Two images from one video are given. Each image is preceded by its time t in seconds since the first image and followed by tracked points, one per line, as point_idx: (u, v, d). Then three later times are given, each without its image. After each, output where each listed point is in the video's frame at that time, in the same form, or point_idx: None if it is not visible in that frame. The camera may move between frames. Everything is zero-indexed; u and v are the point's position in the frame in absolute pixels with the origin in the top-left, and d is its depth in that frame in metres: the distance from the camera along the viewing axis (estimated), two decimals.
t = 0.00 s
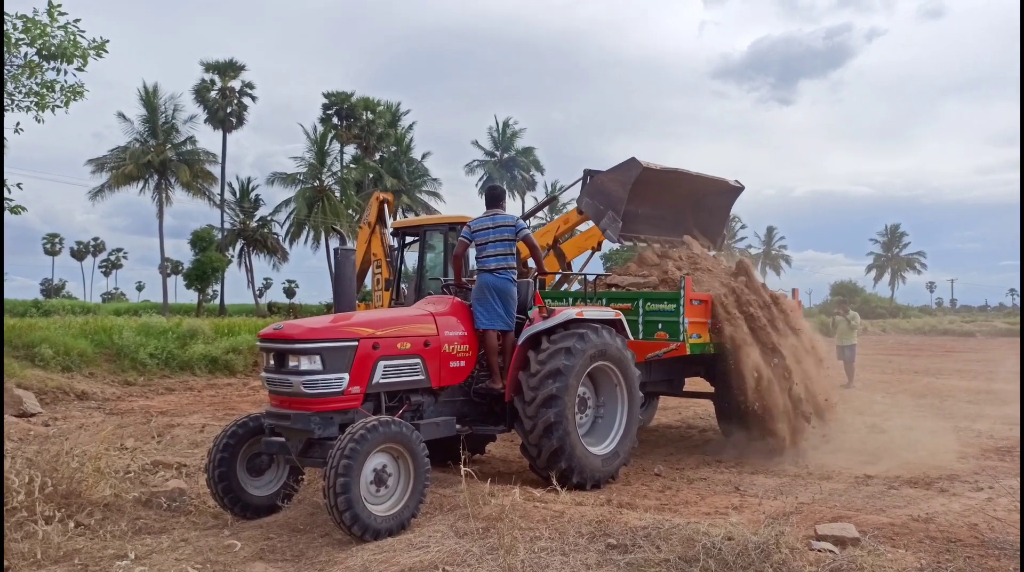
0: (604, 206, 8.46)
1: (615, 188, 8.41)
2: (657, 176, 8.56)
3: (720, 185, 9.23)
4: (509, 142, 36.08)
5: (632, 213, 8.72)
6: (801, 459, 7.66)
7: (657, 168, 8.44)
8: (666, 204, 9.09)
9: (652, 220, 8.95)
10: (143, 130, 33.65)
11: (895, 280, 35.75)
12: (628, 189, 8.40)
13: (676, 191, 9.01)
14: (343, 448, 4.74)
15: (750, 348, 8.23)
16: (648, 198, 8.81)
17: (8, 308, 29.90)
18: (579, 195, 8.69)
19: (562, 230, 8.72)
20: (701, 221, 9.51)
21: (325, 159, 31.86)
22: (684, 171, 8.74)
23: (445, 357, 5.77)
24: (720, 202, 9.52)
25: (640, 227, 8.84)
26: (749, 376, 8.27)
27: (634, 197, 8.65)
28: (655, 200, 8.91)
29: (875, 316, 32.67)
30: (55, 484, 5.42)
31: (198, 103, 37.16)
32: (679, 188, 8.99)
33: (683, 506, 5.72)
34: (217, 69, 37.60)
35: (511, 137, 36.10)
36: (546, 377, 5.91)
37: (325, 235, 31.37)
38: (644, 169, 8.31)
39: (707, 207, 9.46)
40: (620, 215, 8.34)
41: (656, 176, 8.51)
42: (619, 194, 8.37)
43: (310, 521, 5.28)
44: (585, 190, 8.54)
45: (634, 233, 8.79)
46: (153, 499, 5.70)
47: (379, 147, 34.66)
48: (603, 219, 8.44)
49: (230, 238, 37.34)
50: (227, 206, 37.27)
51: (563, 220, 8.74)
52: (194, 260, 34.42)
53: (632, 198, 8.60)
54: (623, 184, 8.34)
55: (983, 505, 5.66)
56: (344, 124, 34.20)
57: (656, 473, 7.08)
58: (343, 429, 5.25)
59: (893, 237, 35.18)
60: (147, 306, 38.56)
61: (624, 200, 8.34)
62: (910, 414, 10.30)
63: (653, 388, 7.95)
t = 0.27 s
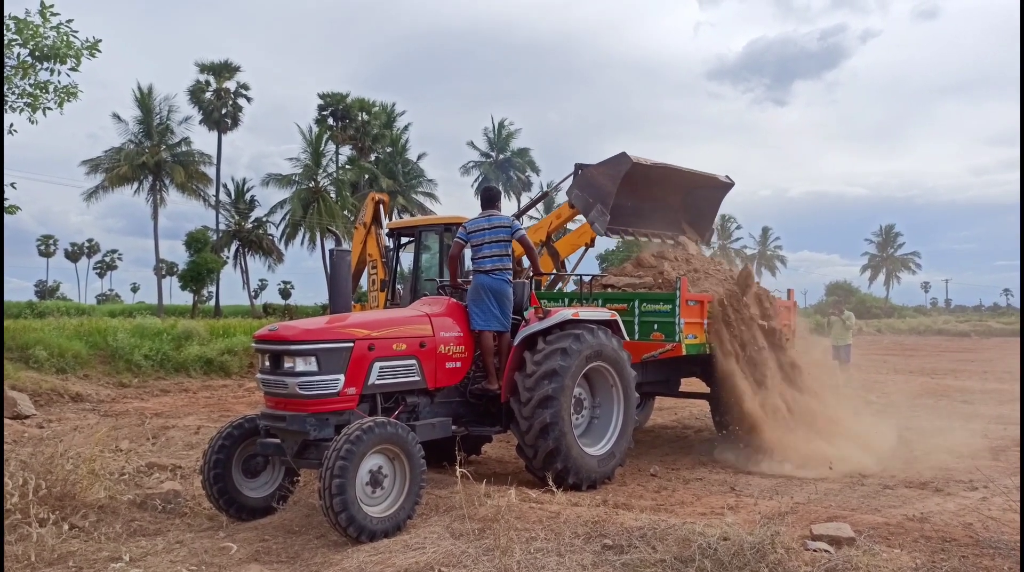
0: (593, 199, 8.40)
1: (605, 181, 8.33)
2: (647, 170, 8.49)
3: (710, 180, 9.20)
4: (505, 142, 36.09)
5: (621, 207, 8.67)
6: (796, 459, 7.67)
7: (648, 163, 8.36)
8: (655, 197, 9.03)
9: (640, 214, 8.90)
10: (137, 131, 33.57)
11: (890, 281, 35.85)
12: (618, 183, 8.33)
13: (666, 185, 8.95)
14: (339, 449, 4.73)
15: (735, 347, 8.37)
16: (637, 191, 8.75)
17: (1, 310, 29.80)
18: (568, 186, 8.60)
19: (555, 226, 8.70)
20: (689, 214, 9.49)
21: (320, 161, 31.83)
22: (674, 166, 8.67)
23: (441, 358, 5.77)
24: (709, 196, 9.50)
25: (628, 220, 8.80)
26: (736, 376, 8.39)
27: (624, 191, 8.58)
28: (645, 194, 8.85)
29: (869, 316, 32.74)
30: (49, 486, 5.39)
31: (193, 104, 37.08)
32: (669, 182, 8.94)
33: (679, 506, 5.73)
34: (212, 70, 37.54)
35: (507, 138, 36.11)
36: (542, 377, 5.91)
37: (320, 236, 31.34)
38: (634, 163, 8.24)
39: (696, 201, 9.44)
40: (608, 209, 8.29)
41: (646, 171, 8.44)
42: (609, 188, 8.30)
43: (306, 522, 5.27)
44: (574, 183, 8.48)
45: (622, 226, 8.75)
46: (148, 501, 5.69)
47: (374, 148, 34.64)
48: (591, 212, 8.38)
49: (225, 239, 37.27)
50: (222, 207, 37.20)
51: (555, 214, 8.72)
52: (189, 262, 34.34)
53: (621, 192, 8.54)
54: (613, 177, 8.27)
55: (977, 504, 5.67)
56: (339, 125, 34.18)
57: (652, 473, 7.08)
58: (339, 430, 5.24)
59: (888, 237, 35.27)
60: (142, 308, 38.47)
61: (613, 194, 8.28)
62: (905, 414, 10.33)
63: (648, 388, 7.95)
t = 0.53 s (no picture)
0: (586, 189, 8.29)
1: (598, 171, 8.22)
2: (643, 162, 8.38)
3: (706, 174, 9.10)
4: (504, 140, 36.06)
5: (614, 197, 8.56)
6: (795, 456, 7.67)
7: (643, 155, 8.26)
8: (650, 189, 8.92)
9: (635, 205, 8.79)
10: (136, 128, 33.53)
11: (888, 278, 35.88)
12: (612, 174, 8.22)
13: (661, 177, 8.83)
14: (339, 446, 4.73)
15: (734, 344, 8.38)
16: (632, 182, 8.64)
17: None
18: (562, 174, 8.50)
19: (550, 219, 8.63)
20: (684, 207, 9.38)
21: (319, 158, 31.81)
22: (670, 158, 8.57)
23: (440, 356, 5.76)
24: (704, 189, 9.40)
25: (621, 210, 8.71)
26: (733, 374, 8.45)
27: (618, 181, 8.48)
28: (639, 184, 8.73)
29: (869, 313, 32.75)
30: (48, 483, 5.39)
31: (191, 101, 37.03)
32: (664, 174, 8.83)
33: (678, 503, 5.73)
34: (211, 67, 37.49)
35: (506, 135, 36.07)
36: (541, 375, 5.91)
37: (319, 233, 31.32)
38: (629, 155, 8.13)
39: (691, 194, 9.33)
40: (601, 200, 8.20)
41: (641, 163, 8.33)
42: (602, 178, 8.20)
43: (306, 519, 5.28)
44: (569, 172, 8.39)
45: (614, 216, 8.66)
46: (147, 498, 5.69)
47: (373, 145, 34.60)
48: (584, 202, 8.28)
49: (224, 236, 37.24)
50: (221, 204, 37.17)
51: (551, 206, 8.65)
52: (188, 259, 34.32)
53: (615, 182, 8.43)
54: (607, 168, 8.16)
55: (977, 501, 5.68)
56: (338, 122, 34.15)
57: (651, 470, 7.09)
58: (338, 427, 5.24)
59: (887, 234, 35.28)
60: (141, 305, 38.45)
61: (606, 185, 8.18)
62: (903, 411, 10.34)
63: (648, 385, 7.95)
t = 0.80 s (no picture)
0: (585, 184, 8.28)
1: (597, 167, 8.21)
2: (642, 157, 8.36)
3: (706, 170, 9.06)
4: (508, 140, 36.07)
5: (614, 193, 8.53)
6: (800, 456, 7.66)
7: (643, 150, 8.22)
8: (650, 185, 8.89)
9: (635, 200, 8.76)
10: (141, 129, 33.62)
11: (894, 278, 35.75)
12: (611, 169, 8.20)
13: (661, 172, 8.81)
14: (343, 446, 4.74)
15: (738, 345, 8.37)
16: (632, 177, 8.61)
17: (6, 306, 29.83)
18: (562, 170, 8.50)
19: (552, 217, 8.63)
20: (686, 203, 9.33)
21: (324, 158, 31.84)
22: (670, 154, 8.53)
23: (445, 355, 5.77)
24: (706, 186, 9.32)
25: (622, 207, 8.67)
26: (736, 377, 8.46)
27: (618, 177, 8.45)
28: (640, 180, 8.71)
29: (874, 313, 32.68)
30: (55, 483, 5.41)
31: (196, 101, 37.11)
32: (663, 170, 8.81)
33: (683, 504, 5.72)
34: (215, 68, 37.58)
35: (511, 135, 36.09)
36: (546, 375, 5.91)
37: (324, 233, 31.37)
38: (628, 150, 8.10)
39: (692, 190, 9.28)
40: (600, 195, 8.17)
41: (640, 157, 8.31)
42: (602, 174, 8.18)
43: (310, 519, 5.28)
44: (569, 168, 8.40)
45: (615, 212, 8.62)
46: (153, 498, 5.71)
47: (378, 146, 34.64)
48: (583, 197, 8.27)
49: (229, 236, 37.32)
50: (225, 205, 37.25)
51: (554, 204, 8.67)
52: (193, 259, 34.40)
53: (615, 177, 8.41)
54: (606, 163, 8.14)
55: (983, 502, 5.66)
56: (342, 122, 34.20)
57: (655, 470, 7.08)
58: (343, 427, 5.25)
59: (892, 234, 35.20)
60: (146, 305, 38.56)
61: (605, 180, 8.15)
62: (909, 411, 10.30)
63: (652, 385, 7.94)
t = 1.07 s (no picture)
0: (583, 184, 8.27)
1: (595, 167, 8.19)
2: (639, 157, 8.33)
3: (703, 168, 9.04)
4: (510, 139, 36.07)
5: (612, 193, 8.52)
6: (802, 454, 7.65)
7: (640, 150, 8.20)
8: (648, 184, 8.86)
9: (632, 200, 8.75)
10: (142, 128, 33.63)
11: (895, 276, 35.74)
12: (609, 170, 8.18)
13: (659, 172, 8.79)
14: (345, 445, 4.74)
15: (739, 343, 8.36)
16: (630, 177, 8.60)
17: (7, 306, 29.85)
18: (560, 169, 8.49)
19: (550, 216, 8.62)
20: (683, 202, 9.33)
21: (325, 157, 31.85)
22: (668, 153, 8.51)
23: (446, 354, 5.76)
24: (701, 183, 9.37)
25: (620, 206, 8.67)
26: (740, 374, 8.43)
27: (615, 176, 8.43)
28: (637, 179, 8.69)
29: (875, 312, 32.66)
30: (56, 482, 5.41)
31: (197, 100, 37.12)
32: (661, 169, 8.78)
33: (684, 502, 5.72)
34: (216, 67, 37.57)
35: (512, 134, 36.08)
36: (547, 373, 5.91)
37: (325, 232, 31.38)
38: (625, 150, 8.08)
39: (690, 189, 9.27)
40: (597, 195, 8.16)
41: (637, 158, 8.29)
42: (599, 175, 8.16)
43: (312, 518, 5.29)
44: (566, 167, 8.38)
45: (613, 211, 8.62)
46: (154, 496, 5.71)
47: (379, 145, 34.65)
48: (581, 197, 8.27)
49: (230, 235, 37.34)
50: (227, 204, 37.27)
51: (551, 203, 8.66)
52: (194, 258, 34.42)
53: (612, 178, 8.39)
54: (603, 164, 8.13)
55: (984, 500, 5.66)
56: (343, 121, 34.21)
57: (657, 468, 7.08)
58: (344, 426, 5.25)
59: (893, 232, 35.19)
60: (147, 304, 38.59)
61: (602, 180, 8.14)
62: (910, 409, 10.29)
63: (653, 384, 7.94)
